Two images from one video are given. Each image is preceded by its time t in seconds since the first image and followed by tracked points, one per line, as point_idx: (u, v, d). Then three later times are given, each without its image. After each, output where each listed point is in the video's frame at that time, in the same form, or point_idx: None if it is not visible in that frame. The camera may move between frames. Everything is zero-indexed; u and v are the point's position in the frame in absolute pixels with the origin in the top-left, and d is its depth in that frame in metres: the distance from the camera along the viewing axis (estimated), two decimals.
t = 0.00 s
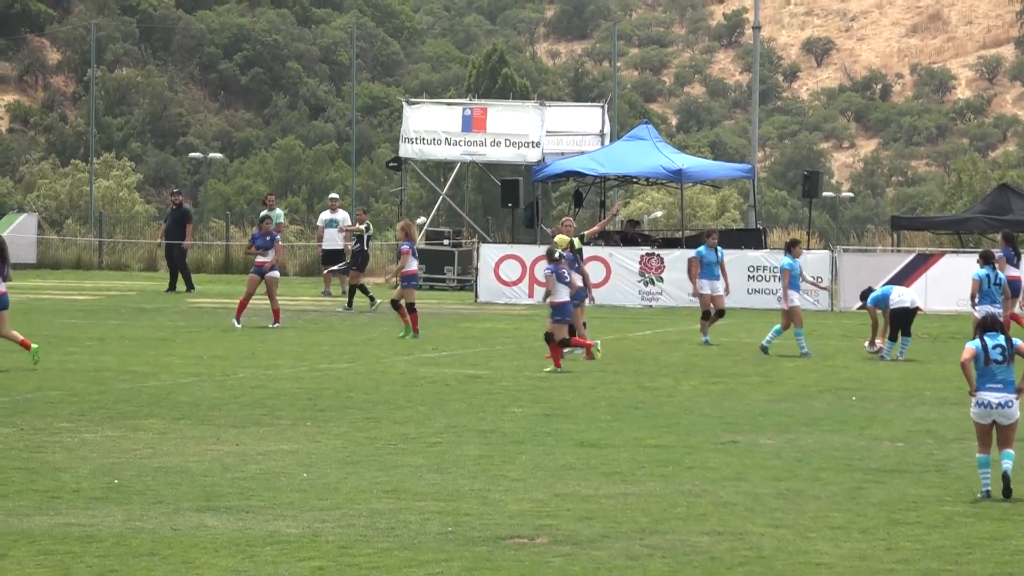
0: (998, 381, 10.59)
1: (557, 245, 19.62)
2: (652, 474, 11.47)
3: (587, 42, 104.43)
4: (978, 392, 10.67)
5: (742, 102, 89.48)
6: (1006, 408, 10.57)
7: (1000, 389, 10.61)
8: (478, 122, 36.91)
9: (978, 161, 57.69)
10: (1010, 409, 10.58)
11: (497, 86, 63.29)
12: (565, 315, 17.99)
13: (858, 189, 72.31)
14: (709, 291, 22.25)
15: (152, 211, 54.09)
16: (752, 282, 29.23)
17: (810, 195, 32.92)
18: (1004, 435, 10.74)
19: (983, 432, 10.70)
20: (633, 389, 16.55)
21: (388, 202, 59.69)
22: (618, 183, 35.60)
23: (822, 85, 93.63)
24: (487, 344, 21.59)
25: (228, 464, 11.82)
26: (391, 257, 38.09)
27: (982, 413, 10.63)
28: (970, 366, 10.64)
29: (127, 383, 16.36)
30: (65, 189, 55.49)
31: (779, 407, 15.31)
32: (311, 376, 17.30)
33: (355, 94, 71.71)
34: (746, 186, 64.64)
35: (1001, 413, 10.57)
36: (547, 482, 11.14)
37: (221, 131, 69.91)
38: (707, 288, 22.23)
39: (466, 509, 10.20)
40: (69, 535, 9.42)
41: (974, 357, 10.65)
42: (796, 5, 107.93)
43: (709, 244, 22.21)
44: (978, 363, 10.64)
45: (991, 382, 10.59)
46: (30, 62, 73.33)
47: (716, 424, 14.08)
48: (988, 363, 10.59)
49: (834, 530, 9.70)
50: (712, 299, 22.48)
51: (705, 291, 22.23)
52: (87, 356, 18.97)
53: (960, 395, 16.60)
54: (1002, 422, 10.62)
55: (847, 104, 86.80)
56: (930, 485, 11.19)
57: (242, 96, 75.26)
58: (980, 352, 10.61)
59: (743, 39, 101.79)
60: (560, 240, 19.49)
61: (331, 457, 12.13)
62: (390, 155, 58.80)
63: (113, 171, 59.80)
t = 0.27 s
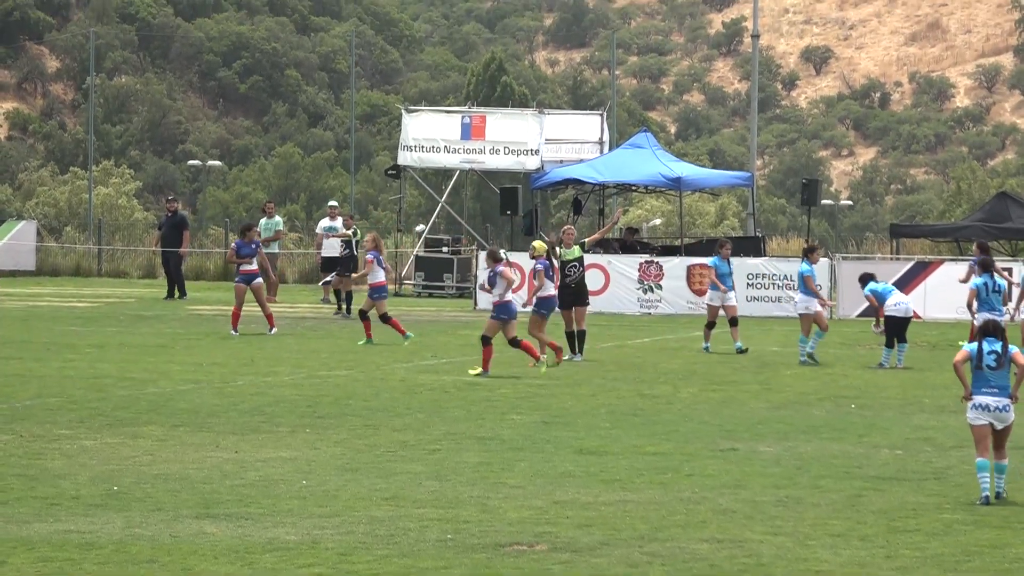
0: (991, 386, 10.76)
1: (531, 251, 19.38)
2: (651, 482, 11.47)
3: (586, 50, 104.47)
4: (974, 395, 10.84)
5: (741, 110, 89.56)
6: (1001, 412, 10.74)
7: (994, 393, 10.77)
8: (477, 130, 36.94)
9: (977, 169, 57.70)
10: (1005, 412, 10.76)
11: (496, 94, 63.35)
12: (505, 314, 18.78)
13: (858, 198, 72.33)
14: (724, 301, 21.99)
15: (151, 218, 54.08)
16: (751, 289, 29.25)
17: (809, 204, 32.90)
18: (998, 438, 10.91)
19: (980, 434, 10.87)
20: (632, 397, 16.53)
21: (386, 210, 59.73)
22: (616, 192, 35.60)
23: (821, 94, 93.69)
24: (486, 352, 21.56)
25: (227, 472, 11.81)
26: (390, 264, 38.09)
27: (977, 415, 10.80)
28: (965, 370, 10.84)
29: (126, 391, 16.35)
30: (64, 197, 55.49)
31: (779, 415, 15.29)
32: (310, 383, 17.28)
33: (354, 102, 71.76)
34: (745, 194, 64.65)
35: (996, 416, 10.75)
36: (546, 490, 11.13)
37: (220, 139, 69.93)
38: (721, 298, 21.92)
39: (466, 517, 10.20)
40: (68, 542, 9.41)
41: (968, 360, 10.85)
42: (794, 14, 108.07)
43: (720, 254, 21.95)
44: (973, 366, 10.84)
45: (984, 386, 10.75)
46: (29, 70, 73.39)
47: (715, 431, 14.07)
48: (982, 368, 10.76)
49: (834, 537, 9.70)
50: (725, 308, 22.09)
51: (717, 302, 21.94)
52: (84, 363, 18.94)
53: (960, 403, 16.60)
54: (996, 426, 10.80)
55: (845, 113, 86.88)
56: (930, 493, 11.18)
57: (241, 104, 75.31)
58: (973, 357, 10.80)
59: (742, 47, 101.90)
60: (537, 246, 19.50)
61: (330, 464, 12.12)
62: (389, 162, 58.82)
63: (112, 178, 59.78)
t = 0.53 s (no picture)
0: (994, 380, 10.90)
1: (513, 253, 19.52)
2: (652, 482, 11.47)
3: (588, 50, 104.46)
4: (977, 387, 10.97)
5: (743, 110, 89.57)
6: (1002, 405, 10.91)
7: (996, 386, 10.91)
8: (479, 131, 37.01)
9: (978, 169, 57.68)
10: (1007, 406, 10.92)
11: (497, 95, 63.39)
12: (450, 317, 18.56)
13: (859, 198, 72.31)
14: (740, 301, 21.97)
15: (153, 219, 54.11)
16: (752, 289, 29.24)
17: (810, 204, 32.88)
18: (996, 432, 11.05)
19: (978, 425, 11.02)
20: (633, 397, 16.54)
21: (388, 211, 59.80)
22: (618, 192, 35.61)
23: (823, 94, 93.68)
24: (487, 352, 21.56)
25: (228, 472, 11.82)
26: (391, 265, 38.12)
27: (980, 408, 10.95)
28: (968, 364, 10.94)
29: (127, 392, 16.35)
30: (66, 198, 55.52)
31: (779, 416, 15.30)
32: (311, 384, 17.28)
33: (355, 103, 71.80)
34: (746, 194, 64.66)
35: (996, 409, 10.91)
36: (547, 490, 11.13)
37: (222, 139, 69.97)
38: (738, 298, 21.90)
39: (466, 517, 10.20)
40: (69, 542, 9.42)
41: (974, 355, 10.94)
42: (796, 14, 108.09)
43: (737, 253, 21.90)
44: (977, 361, 10.94)
45: (988, 380, 10.89)
46: (31, 71, 73.43)
47: (716, 432, 14.08)
48: (986, 363, 10.89)
49: (834, 537, 9.71)
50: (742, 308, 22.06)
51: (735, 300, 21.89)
52: (87, 364, 18.95)
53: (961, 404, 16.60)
54: (996, 418, 10.96)
55: (847, 113, 86.91)
56: (930, 493, 11.19)
57: (243, 105, 75.37)
58: (979, 352, 10.91)
59: (744, 47, 101.92)
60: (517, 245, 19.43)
61: (331, 465, 12.13)
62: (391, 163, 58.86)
63: (113, 179, 59.83)
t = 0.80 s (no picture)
0: (986, 380, 11.05)
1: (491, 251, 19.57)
2: (649, 481, 11.47)
3: (583, 49, 104.37)
4: (968, 387, 11.11)
5: (738, 109, 89.58)
6: (994, 403, 11.04)
7: (987, 386, 11.06)
8: (475, 129, 36.93)
9: (974, 168, 57.70)
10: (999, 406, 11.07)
11: (493, 93, 63.35)
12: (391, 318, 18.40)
13: (855, 197, 72.36)
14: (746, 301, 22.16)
15: (149, 217, 54.08)
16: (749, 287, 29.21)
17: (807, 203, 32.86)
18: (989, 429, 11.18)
19: (971, 424, 11.15)
20: (630, 395, 16.54)
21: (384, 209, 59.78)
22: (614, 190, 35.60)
23: (818, 93, 93.70)
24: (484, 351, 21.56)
25: (225, 470, 11.81)
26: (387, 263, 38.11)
27: (971, 406, 11.10)
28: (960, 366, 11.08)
29: (123, 390, 16.33)
30: (62, 196, 55.42)
31: (776, 414, 15.30)
32: (308, 382, 17.27)
33: (351, 101, 71.74)
34: (742, 193, 64.67)
35: (989, 407, 11.04)
36: (544, 488, 11.13)
37: (217, 137, 69.90)
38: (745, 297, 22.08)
39: (463, 515, 10.20)
40: (66, 540, 9.41)
41: (965, 358, 11.08)
42: (792, 12, 108.17)
43: (745, 254, 22.03)
44: (969, 365, 11.09)
45: (979, 381, 11.04)
46: (27, 69, 73.12)
47: (713, 430, 14.08)
48: (977, 364, 11.04)
49: (831, 535, 9.71)
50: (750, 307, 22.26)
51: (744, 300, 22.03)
52: (84, 361, 18.95)
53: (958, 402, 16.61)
54: (988, 415, 11.09)
55: (842, 112, 86.96)
56: (927, 491, 11.20)
57: (239, 103, 75.30)
58: (969, 354, 11.05)
59: (740, 46, 101.94)
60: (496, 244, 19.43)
61: (328, 463, 12.12)
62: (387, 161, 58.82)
63: (109, 177, 59.73)
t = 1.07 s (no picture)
0: (976, 376, 11.18)
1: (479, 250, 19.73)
2: (651, 482, 11.48)
3: (587, 50, 104.37)
4: (961, 380, 11.26)
5: (741, 110, 89.65)
6: (986, 398, 11.16)
7: (979, 381, 11.18)
8: (478, 130, 36.94)
9: (977, 170, 57.68)
10: (990, 402, 11.17)
11: (496, 95, 63.38)
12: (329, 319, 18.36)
13: (858, 198, 72.30)
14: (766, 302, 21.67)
15: (152, 219, 54.10)
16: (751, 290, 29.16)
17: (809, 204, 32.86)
18: (984, 424, 11.31)
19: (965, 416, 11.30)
20: (632, 397, 16.54)
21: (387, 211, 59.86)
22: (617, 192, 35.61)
23: (821, 94, 93.71)
24: (485, 352, 21.56)
25: (227, 472, 11.82)
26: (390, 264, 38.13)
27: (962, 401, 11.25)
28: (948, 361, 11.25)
29: (125, 391, 16.34)
30: (65, 197, 55.48)
31: (778, 415, 15.29)
32: (310, 384, 17.28)
33: (354, 102, 71.79)
34: (745, 194, 64.69)
35: (980, 402, 11.16)
36: (545, 490, 11.13)
37: (220, 139, 69.99)
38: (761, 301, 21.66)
39: (465, 517, 10.20)
40: (67, 542, 9.41)
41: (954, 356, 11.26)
42: (795, 14, 108.09)
43: (759, 258, 21.50)
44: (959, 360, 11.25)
45: (970, 376, 11.18)
46: (30, 70, 73.19)
47: (714, 432, 14.09)
48: (967, 360, 11.18)
49: (833, 537, 9.70)
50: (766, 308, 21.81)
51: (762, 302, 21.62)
52: (85, 363, 18.97)
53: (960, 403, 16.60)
54: (981, 410, 11.20)
55: (846, 113, 86.94)
56: (929, 493, 11.19)
57: (242, 104, 75.39)
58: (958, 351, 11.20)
59: (743, 47, 102.01)
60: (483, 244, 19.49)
61: (329, 464, 12.12)
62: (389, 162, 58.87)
63: (112, 179, 59.80)
